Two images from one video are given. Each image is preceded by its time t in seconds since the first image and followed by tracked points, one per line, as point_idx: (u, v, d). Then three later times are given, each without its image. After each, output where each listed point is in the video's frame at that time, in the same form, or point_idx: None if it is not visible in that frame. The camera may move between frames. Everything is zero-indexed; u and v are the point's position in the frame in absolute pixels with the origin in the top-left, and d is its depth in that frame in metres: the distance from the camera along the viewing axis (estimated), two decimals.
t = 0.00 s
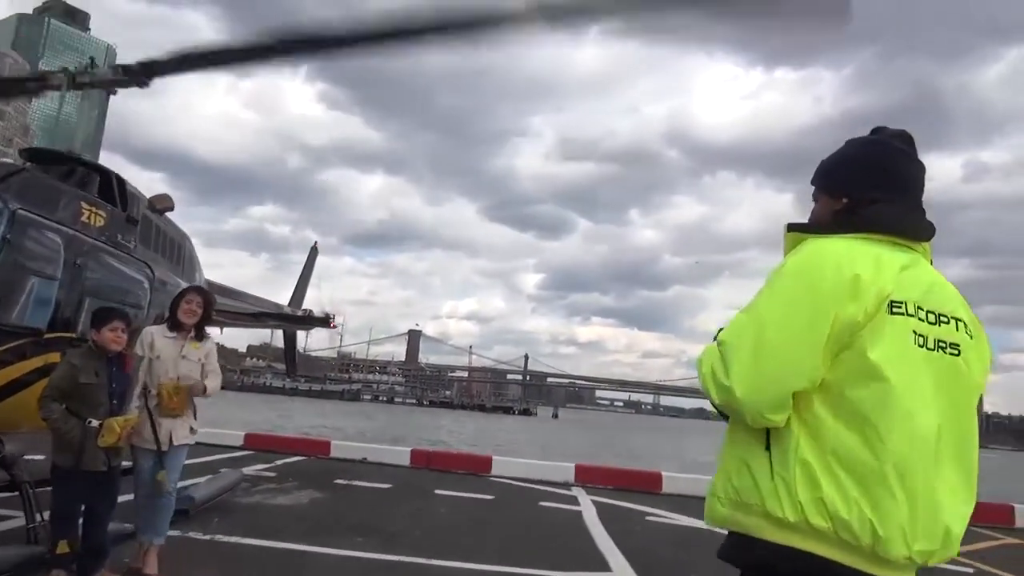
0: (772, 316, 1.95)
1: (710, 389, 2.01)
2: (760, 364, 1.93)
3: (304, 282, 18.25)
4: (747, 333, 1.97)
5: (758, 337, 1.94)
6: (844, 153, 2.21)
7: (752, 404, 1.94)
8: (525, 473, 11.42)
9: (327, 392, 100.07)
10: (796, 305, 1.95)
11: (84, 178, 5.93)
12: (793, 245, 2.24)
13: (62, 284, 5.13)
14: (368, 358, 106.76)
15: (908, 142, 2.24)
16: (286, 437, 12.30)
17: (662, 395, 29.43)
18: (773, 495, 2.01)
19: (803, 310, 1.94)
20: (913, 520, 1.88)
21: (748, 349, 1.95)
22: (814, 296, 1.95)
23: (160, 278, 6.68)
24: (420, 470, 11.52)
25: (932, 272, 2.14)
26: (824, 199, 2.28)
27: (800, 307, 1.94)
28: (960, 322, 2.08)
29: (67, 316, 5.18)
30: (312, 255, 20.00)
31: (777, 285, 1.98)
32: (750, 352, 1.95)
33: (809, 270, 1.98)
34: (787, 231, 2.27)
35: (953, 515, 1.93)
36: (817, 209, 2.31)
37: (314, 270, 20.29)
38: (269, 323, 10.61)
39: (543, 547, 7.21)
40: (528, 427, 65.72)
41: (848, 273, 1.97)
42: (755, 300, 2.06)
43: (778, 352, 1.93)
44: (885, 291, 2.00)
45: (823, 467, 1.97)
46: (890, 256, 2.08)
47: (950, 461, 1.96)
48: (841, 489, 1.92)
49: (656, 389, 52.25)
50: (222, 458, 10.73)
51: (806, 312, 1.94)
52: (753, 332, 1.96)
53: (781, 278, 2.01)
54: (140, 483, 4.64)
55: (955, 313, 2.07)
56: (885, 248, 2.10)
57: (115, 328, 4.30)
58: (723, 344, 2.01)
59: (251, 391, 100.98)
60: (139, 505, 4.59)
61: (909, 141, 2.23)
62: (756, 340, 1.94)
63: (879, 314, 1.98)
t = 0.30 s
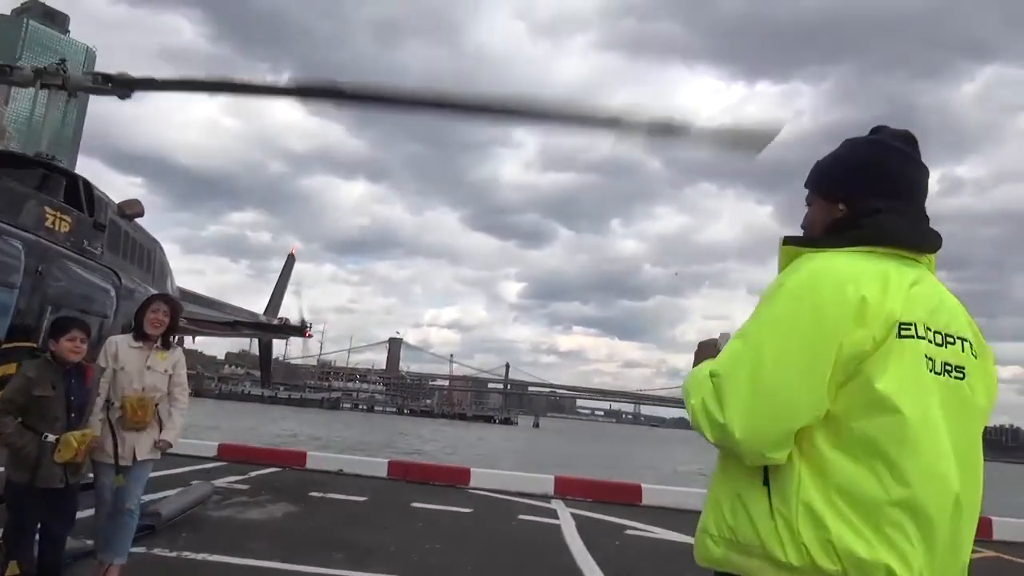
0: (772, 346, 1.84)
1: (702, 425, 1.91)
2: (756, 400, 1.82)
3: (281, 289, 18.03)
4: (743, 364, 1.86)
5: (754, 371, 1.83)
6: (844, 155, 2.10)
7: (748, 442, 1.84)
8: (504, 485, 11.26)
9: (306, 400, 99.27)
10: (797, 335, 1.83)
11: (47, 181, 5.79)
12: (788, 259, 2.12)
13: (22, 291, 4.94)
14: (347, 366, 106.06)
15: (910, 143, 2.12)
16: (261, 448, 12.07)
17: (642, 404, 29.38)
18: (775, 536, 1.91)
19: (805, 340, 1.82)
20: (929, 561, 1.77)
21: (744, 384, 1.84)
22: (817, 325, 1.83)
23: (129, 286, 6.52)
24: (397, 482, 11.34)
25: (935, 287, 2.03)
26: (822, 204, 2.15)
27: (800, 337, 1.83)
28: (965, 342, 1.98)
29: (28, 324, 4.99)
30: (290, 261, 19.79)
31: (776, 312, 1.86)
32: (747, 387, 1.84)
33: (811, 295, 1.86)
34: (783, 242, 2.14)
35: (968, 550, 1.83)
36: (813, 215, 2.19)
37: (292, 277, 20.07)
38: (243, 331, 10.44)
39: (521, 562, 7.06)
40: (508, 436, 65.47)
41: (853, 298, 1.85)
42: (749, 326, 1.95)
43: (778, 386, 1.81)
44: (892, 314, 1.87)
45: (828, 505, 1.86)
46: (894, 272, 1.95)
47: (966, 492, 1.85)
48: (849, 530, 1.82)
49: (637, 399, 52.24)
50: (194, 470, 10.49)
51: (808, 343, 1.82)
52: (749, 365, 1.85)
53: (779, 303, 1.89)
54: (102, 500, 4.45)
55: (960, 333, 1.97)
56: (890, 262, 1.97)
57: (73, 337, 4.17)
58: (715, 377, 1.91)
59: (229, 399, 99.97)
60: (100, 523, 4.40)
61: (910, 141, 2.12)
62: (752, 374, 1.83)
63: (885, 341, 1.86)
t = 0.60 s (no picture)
0: (788, 380, 1.68)
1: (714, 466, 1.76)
2: (771, 441, 1.68)
3: (274, 296, 17.93)
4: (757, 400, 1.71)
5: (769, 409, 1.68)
6: (847, 157, 1.95)
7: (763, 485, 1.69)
8: (497, 497, 11.11)
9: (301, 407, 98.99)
10: (818, 367, 1.67)
11: (31, 185, 5.71)
12: (799, 276, 1.96)
13: None
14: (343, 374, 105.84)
15: (920, 135, 1.96)
16: (251, 456, 11.92)
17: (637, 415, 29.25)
18: None
19: (827, 373, 1.66)
20: None
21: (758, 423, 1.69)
22: (839, 357, 1.66)
23: (112, 292, 6.45)
24: (388, 493, 11.18)
25: (966, 300, 1.86)
26: (827, 211, 2.00)
27: (821, 370, 1.66)
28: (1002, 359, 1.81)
29: (6, 328, 4.89)
30: (283, 269, 19.70)
31: (793, 341, 1.70)
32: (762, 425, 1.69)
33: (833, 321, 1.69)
34: (792, 258, 1.99)
35: None
36: (818, 225, 2.04)
37: (285, 284, 19.97)
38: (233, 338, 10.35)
39: None
40: (504, 446, 65.25)
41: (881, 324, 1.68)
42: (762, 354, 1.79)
43: (796, 424, 1.66)
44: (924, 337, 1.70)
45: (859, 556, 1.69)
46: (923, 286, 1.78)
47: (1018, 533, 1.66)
48: None
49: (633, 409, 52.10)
50: (182, 478, 10.34)
51: (830, 376, 1.66)
52: (763, 402, 1.70)
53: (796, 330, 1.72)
54: (77, 514, 4.30)
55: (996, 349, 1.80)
56: (916, 276, 1.80)
57: (48, 345, 4.08)
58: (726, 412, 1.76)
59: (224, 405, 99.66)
60: (75, 537, 4.25)
61: (921, 133, 1.96)
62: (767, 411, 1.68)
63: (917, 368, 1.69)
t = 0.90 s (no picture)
0: (797, 371, 1.54)
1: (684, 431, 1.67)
2: (761, 430, 1.56)
3: (286, 306, 17.89)
4: (754, 383, 1.58)
5: (767, 396, 1.55)
6: (855, 155, 1.81)
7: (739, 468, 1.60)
8: (508, 513, 10.93)
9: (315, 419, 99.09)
10: (833, 363, 1.53)
11: (40, 193, 5.77)
12: (820, 280, 1.81)
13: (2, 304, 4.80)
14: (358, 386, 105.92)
15: (930, 124, 1.83)
16: (261, 469, 11.83)
17: (652, 429, 28.93)
18: None
19: (843, 373, 1.52)
20: None
21: (752, 407, 1.57)
22: (861, 356, 1.52)
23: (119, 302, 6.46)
24: (399, 507, 11.04)
25: (1010, 304, 1.71)
26: (843, 221, 1.85)
27: (837, 368, 1.52)
28: None
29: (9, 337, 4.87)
30: (296, 279, 19.69)
31: (809, 331, 1.56)
32: (753, 410, 1.57)
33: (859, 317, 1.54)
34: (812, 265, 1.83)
35: None
36: (832, 232, 1.88)
37: (296, 295, 19.96)
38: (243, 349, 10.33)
39: None
40: (518, 459, 64.91)
41: (918, 332, 1.52)
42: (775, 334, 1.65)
43: (793, 416, 1.54)
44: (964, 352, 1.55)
45: None
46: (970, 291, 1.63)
47: None
48: None
49: (648, 424, 51.63)
50: (192, 490, 10.26)
51: (847, 376, 1.52)
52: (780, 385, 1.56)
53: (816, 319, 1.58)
54: (76, 528, 4.21)
55: None
56: (958, 276, 1.65)
57: (49, 355, 4.02)
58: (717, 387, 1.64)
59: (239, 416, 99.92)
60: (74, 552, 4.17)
61: (931, 122, 1.83)
62: (763, 397, 1.56)
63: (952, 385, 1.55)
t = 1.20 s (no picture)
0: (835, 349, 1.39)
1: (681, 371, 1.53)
2: (774, 398, 1.42)
3: (322, 330, 17.99)
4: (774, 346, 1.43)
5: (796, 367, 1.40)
6: (906, 161, 1.61)
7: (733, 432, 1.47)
8: (541, 544, 10.70)
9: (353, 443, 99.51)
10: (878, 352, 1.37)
11: (75, 217, 5.87)
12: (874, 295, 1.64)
13: (31, 326, 4.85)
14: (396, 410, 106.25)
15: (978, 117, 1.66)
16: (294, 492, 11.80)
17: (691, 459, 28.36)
18: None
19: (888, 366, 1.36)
20: None
21: (772, 371, 1.41)
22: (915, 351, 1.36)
23: (151, 324, 6.54)
24: (430, 535, 10.89)
25: None
26: (895, 235, 1.65)
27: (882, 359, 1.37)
28: None
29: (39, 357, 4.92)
30: (332, 304, 19.82)
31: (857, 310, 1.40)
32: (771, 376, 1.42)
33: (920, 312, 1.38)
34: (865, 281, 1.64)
35: None
36: (882, 246, 1.68)
37: (333, 319, 20.07)
38: (277, 372, 10.39)
39: None
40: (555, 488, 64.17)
41: (983, 346, 1.36)
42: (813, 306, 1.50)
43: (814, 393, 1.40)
44: None
45: None
46: None
47: None
48: None
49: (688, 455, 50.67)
50: (223, 513, 10.26)
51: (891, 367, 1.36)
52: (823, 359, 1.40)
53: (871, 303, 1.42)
54: (95, 551, 4.17)
55: None
56: None
57: (74, 375, 4.01)
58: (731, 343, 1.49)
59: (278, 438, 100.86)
60: None
61: (979, 116, 1.65)
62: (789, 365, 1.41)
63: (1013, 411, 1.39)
